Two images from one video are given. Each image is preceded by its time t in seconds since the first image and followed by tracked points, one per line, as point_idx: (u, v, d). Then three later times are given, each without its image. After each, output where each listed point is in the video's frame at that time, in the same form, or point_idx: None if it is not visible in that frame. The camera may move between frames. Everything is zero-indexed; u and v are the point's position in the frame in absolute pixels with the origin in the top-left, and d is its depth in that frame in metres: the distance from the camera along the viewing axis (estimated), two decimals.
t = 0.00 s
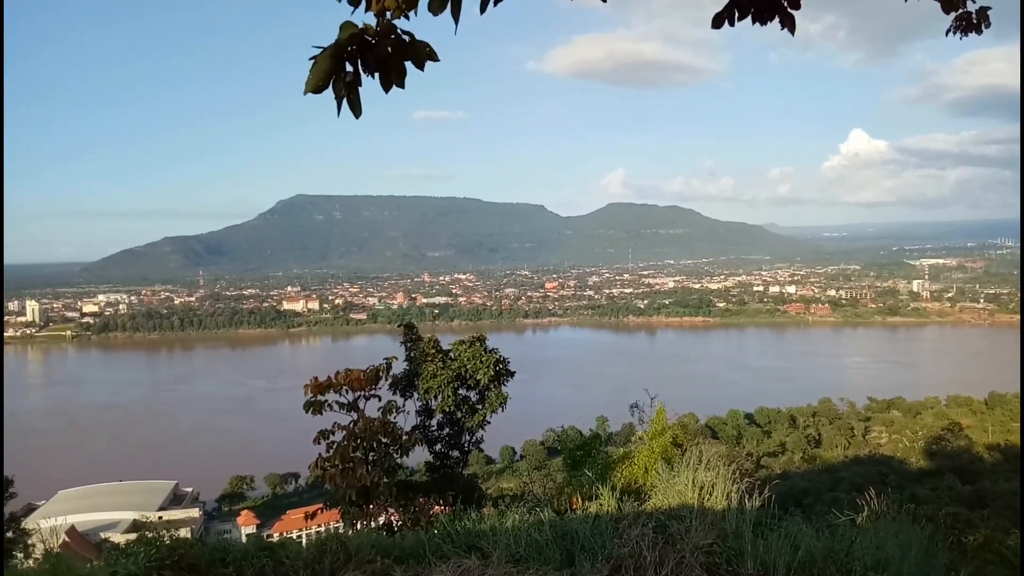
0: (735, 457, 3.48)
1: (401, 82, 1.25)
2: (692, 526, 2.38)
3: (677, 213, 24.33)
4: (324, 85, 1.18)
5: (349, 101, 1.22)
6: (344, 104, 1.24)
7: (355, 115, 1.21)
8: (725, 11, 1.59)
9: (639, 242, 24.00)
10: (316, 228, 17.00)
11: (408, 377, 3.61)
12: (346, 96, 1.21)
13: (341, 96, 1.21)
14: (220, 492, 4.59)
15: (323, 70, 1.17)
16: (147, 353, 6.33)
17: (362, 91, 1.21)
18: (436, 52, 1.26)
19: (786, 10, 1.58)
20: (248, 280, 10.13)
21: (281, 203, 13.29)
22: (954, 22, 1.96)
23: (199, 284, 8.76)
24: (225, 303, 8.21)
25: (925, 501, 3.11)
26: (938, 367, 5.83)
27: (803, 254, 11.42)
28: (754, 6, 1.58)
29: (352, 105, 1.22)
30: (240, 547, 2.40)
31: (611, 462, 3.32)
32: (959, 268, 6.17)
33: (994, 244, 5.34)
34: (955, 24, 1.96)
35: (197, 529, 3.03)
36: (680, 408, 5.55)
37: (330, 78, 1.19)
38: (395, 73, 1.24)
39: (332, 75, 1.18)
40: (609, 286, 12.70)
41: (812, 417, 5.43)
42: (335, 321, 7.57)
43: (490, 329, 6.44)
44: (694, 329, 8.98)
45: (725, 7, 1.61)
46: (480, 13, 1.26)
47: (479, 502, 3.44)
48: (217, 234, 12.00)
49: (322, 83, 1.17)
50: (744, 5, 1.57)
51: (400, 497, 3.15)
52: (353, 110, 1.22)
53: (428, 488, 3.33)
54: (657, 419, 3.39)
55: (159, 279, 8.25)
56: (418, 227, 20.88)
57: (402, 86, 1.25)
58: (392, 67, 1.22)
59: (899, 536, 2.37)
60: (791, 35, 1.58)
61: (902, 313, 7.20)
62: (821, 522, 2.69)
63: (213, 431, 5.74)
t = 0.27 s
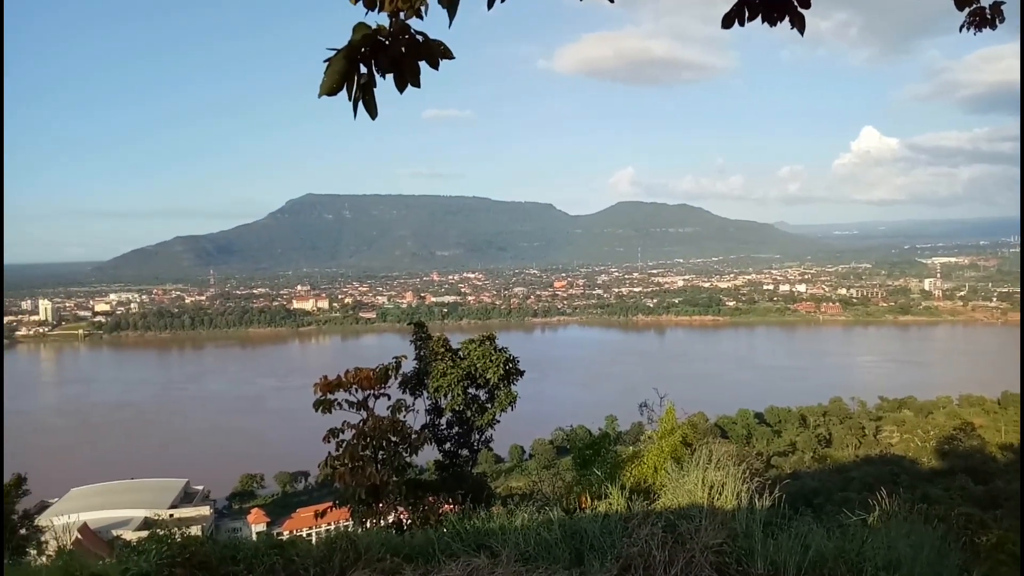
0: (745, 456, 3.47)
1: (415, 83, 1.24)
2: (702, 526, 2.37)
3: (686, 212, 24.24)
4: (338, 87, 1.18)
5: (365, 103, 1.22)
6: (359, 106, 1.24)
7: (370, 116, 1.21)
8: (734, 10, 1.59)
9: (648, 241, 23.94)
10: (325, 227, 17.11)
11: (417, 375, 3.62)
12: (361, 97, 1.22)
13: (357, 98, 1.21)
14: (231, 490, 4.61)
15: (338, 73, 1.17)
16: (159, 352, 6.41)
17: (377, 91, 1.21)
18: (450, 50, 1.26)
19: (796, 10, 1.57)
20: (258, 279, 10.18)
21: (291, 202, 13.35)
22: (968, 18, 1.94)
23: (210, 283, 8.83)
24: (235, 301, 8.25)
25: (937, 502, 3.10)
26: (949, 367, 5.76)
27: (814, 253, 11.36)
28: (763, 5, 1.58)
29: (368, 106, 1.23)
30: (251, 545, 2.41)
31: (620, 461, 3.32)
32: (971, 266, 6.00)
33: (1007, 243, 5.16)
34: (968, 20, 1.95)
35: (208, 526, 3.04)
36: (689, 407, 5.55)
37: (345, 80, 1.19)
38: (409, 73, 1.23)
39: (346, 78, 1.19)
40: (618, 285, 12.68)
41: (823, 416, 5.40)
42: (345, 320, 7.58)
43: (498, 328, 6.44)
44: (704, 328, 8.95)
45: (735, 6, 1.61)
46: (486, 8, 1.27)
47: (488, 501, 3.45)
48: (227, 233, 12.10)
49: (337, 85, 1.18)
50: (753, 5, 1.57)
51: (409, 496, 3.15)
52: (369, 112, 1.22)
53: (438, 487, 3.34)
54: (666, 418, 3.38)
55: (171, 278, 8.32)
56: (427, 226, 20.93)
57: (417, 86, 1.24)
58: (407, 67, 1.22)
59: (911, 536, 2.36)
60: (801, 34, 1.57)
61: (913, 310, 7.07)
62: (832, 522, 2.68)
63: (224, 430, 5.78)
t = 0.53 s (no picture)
0: (760, 455, 3.44)
1: (427, 85, 1.24)
2: (717, 525, 2.36)
3: (700, 210, 24.10)
4: (350, 88, 1.18)
5: (376, 104, 1.22)
6: (371, 108, 1.24)
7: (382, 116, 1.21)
8: (744, 7, 1.58)
9: (662, 239, 23.82)
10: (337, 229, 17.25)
11: (431, 375, 3.63)
12: (373, 99, 1.22)
13: (369, 99, 1.21)
14: (247, 489, 4.64)
15: (350, 73, 1.17)
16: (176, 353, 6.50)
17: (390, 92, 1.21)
18: (461, 53, 1.26)
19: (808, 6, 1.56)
20: (272, 281, 10.26)
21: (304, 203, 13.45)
22: (984, 12, 1.93)
23: (224, 284, 8.91)
24: (249, 302, 8.31)
25: (956, 501, 3.06)
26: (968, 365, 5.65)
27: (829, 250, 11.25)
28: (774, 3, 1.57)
29: (380, 107, 1.22)
30: (267, 544, 2.42)
31: (634, 460, 3.31)
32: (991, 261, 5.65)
33: None
34: (985, 15, 1.93)
35: (225, 526, 3.07)
36: (703, 406, 5.53)
37: (357, 81, 1.19)
38: (420, 73, 1.23)
39: (358, 78, 1.19)
40: (631, 284, 12.65)
41: (839, 415, 5.35)
42: (358, 320, 7.60)
43: (511, 327, 6.43)
44: (717, 326, 8.91)
45: (745, 2, 1.60)
46: (500, 12, 1.27)
47: (503, 500, 3.45)
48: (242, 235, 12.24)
49: (349, 85, 1.17)
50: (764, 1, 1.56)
51: (423, 495, 3.16)
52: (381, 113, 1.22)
53: (452, 486, 3.35)
54: (680, 418, 3.36)
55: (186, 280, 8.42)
56: (439, 226, 21.00)
57: (428, 88, 1.24)
58: (418, 67, 1.22)
59: (929, 536, 2.34)
60: (812, 31, 1.56)
61: (931, 308, 6.72)
62: (848, 521, 2.66)
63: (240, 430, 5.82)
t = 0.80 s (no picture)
0: (773, 458, 3.42)
1: (436, 85, 1.24)
2: (730, 529, 2.34)
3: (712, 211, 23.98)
4: (361, 90, 1.17)
5: (386, 104, 1.21)
6: (380, 108, 1.22)
7: (392, 118, 1.20)
8: (757, 8, 1.57)
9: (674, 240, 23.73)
10: (350, 231, 17.40)
11: (443, 376, 3.64)
12: (382, 99, 1.21)
13: (379, 100, 1.20)
14: (260, 489, 4.66)
15: (361, 75, 1.16)
16: (190, 355, 6.60)
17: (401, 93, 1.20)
18: (469, 54, 1.27)
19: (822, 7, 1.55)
20: (285, 282, 10.33)
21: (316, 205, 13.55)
22: (1001, 13, 1.91)
23: (238, 285, 8.98)
24: (262, 303, 8.36)
25: (972, 506, 3.03)
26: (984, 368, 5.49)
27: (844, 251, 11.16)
28: (787, 4, 1.56)
29: (390, 108, 1.21)
30: (280, 544, 2.42)
31: (646, 462, 3.30)
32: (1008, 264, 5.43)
33: None
34: (1003, 16, 1.91)
35: (238, 525, 3.09)
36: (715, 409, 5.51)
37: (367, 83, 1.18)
38: (429, 74, 1.24)
39: (369, 81, 1.17)
40: (643, 285, 12.62)
41: (853, 418, 5.31)
42: (371, 321, 7.62)
43: (522, 329, 6.42)
44: (730, 328, 8.87)
45: (757, 4, 1.59)
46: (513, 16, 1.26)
47: (514, 502, 3.46)
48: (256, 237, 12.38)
49: (361, 88, 1.16)
50: (777, 2, 1.55)
51: (435, 496, 3.16)
52: (391, 114, 1.21)
53: (463, 487, 3.35)
54: (692, 420, 3.35)
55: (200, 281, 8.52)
56: (452, 228, 21.08)
57: (437, 88, 1.24)
58: (428, 68, 1.22)
59: (944, 541, 2.32)
60: (825, 33, 1.55)
61: (947, 311, 6.52)
62: (863, 526, 2.64)
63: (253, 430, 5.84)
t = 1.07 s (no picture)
0: (790, 457, 3.40)
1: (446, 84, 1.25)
2: (746, 527, 2.33)
3: (728, 208, 23.80)
4: (370, 89, 1.17)
5: (395, 103, 1.21)
6: (390, 106, 1.22)
7: (401, 116, 1.20)
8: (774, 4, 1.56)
9: (689, 238, 23.58)
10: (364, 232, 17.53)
11: (457, 375, 3.64)
12: (391, 97, 1.21)
13: (388, 98, 1.20)
14: (277, 488, 4.69)
15: (371, 74, 1.16)
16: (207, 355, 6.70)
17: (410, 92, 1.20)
18: (480, 53, 1.26)
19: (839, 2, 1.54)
20: (301, 283, 10.41)
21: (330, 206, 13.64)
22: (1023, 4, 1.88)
23: (254, 286, 9.06)
24: (278, 304, 8.41)
25: (993, 504, 2.99)
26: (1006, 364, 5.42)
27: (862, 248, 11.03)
28: None
29: (400, 107, 1.22)
30: (296, 542, 2.43)
31: (662, 461, 3.29)
32: None
33: None
34: None
35: (255, 524, 3.11)
36: (731, 407, 5.48)
37: (377, 82, 1.18)
38: (439, 73, 1.24)
39: (378, 80, 1.18)
40: (658, 283, 12.56)
41: (871, 416, 5.25)
42: (385, 321, 7.64)
43: (537, 328, 6.40)
44: (746, 326, 8.81)
45: None
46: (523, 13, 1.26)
47: (529, 501, 3.46)
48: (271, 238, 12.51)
49: (370, 87, 1.16)
50: None
51: (450, 495, 3.17)
52: (400, 112, 1.21)
53: (478, 486, 3.36)
54: (708, 419, 3.33)
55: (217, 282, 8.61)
56: (466, 227, 21.14)
57: (447, 86, 1.25)
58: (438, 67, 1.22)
59: (964, 540, 2.30)
60: (842, 26, 1.54)
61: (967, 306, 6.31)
62: (881, 524, 2.62)
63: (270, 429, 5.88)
